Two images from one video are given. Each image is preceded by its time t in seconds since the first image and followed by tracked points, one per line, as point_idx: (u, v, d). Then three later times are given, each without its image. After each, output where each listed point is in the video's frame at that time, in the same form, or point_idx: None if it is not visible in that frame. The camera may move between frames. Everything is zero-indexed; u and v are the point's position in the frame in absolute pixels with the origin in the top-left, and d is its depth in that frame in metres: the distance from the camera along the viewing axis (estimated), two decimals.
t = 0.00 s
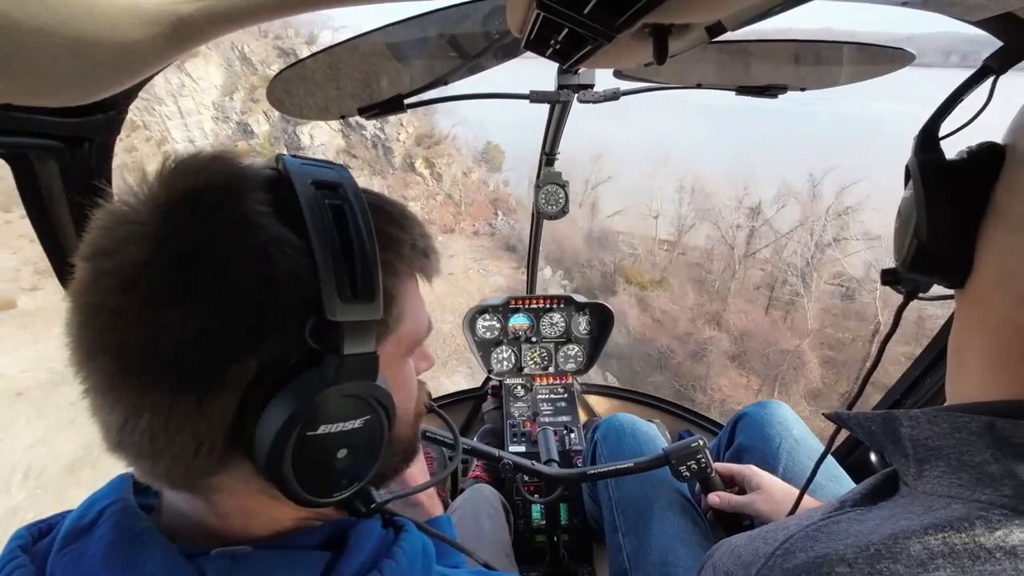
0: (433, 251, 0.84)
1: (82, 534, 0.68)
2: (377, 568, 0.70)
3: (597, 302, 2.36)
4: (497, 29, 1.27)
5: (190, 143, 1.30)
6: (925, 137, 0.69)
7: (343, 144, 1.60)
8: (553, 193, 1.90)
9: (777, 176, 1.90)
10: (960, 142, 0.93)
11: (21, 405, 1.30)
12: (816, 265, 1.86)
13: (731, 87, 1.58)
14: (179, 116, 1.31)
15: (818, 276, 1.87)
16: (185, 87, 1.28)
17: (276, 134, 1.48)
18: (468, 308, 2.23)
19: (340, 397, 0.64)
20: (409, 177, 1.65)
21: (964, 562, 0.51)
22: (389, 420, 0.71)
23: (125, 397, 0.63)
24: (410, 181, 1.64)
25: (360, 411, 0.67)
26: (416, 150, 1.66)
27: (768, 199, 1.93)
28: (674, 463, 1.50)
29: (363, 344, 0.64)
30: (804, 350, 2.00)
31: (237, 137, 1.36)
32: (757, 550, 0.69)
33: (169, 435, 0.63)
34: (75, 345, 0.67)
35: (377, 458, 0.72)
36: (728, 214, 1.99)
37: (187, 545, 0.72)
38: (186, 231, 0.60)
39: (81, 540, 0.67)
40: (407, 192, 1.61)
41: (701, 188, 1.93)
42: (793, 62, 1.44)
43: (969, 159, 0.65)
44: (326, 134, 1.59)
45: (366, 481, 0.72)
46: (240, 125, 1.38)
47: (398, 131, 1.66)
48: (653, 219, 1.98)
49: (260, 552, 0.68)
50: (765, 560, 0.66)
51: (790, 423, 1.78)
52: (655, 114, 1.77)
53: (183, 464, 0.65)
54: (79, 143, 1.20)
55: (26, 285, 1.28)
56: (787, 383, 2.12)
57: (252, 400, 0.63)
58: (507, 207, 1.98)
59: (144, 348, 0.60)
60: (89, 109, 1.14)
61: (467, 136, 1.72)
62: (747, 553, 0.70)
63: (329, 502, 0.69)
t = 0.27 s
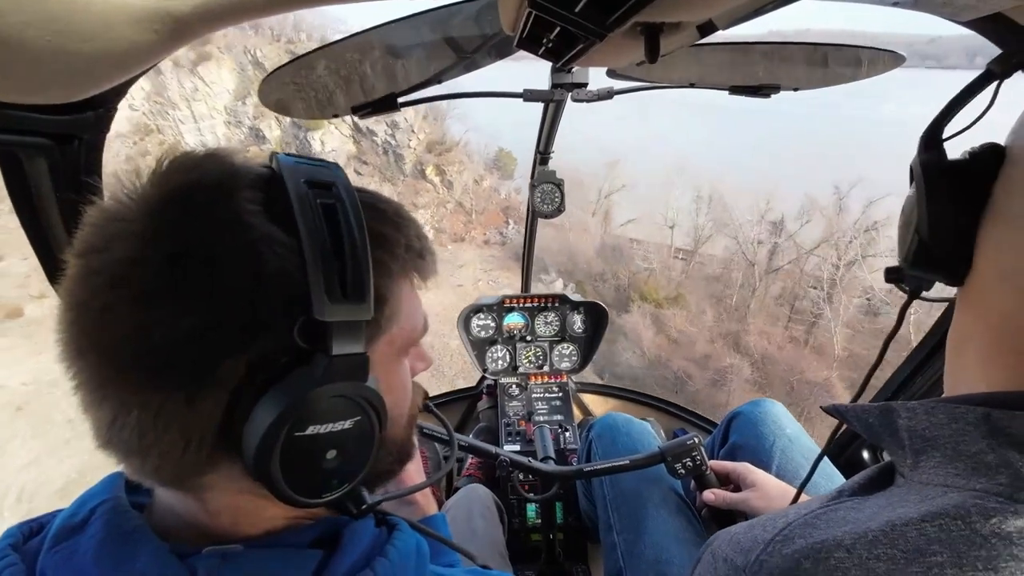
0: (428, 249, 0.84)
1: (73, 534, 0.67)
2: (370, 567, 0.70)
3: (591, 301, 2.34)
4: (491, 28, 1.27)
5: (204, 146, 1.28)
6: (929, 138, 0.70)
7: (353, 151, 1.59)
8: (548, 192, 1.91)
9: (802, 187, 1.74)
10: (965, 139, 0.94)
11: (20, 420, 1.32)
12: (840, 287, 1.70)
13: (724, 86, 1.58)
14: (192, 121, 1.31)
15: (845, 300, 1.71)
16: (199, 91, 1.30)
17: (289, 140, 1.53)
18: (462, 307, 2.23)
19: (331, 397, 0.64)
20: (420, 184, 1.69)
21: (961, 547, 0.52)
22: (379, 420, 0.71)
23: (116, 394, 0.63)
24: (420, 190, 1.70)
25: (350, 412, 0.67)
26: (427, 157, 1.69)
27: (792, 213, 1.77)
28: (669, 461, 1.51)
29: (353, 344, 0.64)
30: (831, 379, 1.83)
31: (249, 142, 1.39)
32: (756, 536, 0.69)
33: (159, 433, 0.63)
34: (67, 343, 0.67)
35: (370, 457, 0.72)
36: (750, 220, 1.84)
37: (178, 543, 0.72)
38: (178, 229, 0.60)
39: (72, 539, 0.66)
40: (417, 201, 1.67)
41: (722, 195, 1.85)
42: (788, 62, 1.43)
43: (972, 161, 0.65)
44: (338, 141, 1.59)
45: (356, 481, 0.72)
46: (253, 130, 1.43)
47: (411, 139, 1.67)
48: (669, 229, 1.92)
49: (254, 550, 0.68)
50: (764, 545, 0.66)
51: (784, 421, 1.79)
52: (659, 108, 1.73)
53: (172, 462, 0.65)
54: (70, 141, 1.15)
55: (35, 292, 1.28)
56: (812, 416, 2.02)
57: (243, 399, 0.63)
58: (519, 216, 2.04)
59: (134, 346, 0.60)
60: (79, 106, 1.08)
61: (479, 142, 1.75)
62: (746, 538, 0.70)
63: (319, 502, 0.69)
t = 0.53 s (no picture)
0: (425, 248, 0.84)
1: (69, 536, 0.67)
2: (369, 566, 0.71)
3: (586, 301, 2.36)
4: (488, 28, 1.28)
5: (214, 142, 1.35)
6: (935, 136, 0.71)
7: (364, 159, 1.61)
8: (543, 191, 1.92)
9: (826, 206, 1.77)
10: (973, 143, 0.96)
11: (18, 436, 1.30)
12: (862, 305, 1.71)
13: (720, 85, 1.59)
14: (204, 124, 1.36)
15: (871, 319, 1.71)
16: (211, 96, 1.36)
17: (299, 147, 1.58)
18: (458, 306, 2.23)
19: (328, 399, 0.64)
20: (431, 193, 1.76)
21: (954, 533, 0.54)
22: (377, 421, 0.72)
23: (112, 393, 0.63)
24: (431, 199, 1.76)
25: (348, 414, 0.68)
26: (438, 166, 1.74)
27: (817, 231, 1.78)
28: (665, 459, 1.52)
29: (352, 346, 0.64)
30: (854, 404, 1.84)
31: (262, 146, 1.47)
32: (751, 522, 0.70)
33: (157, 430, 0.64)
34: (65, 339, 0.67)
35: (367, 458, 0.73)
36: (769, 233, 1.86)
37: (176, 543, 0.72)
38: (174, 228, 0.61)
39: (69, 540, 0.66)
40: (427, 210, 1.73)
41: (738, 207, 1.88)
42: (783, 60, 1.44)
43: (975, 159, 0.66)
44: (349, 148, 1.63)
45: (357, 480, 0.73)
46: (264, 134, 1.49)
47: (423, 149, 1.70)
48: (683, 241, 1.96)
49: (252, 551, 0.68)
50: (760, 531, 0.67)
51: (778, 420, 1.80)
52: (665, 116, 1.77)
53: (171, 460, 0.65)
54: (63, 139, 1.15)
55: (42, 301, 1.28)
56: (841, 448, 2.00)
57: (240, 399, 0.63)
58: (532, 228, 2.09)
59: (130, 346, 0.60)
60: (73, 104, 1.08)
61: (490, 151, 1.81)
62: (742, 524, 0.71)
63: (316, 504, 0.69)
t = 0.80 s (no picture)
0: (418, 245, 0.83)
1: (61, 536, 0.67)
2: (365, 564, 0.70)
3: (583, 300, 2.38)
4: (484, 27, 1.28)
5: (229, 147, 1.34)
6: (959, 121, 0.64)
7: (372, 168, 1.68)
8: (539, 190, 1.92)
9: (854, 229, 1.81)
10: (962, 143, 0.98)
11: (10, 459, 1.28)
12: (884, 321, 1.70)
13: (716, 85, 1.60)
14: (218, 133, 1.39)
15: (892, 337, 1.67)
16: (223, 104, 1.41)
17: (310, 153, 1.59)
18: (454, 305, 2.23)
19: (345, 397, 0.65)
20: (438, 204, 1.90)
21: (960, 538, 0.54)
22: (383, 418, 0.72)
23: (111, 404, 0.61)
24: (440, 210, 1.91)
25: (364, 409, 0.68)
26: (448, 177, 1.88)
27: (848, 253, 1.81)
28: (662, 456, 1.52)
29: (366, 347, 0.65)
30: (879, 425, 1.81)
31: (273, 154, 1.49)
32: (754, 526, 0.70)
33: (163, 441, 0.61)
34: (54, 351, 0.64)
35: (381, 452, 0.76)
36: (793, 251, 1.92)
37: (170, 543, 0.71)
38: (172, 231, 0.59)
39: (61, 540, 0.65)
40: (435, 223, 1.91)
41: (758, 223, 1.98)
42: (781, 62, 1.44)
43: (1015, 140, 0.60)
44: (359, 157, 1.67)
45: (366, 474, 0.74)
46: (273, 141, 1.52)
47: (432, 160, 1.83)
48: (702, 256, 2.03)
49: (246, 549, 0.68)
50: (763, 535, 0.67)
51: (773, 418, 1.80)
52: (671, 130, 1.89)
53: (178, 470, 0.63)
54: (55, 137, 1.12)
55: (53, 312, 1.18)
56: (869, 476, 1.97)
57: (251, 404, 0.62)
58: (544, 243, 2.18)
59: (131, 354, 0.58)
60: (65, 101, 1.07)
61: (503, 163, 1.93)
62: (745, 529, 0.71)
63: (329, 499, 0.70)
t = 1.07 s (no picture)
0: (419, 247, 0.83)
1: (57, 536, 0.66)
2: (364, 565, 0.69)
3: (582, 300, 2.37)
4: (483, 26, 1.28)
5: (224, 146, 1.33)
6: (953, 132, 0.63)
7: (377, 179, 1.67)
8: (539, 190, 1.91)
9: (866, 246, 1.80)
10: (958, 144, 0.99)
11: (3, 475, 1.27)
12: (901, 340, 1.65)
13: (716, 85, 1.60)
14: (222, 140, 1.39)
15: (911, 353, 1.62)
16: (229, 113, 1.41)
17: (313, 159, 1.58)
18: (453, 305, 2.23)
19: (370, 395, 0.62)
20: (445, 216, 1.87)
21: (953, 541, 0.54)
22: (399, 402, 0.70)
23: (115, 442, 0.53)
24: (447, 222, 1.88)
25: (386, 401, 0.67)
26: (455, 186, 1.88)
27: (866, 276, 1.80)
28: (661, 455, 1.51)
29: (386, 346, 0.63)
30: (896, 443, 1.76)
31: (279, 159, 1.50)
32: (749, 533, 0.69)
33: (180, 473, 0.55)
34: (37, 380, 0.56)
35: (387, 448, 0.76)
36: (814, 272, 1.92)
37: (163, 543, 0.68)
38: (172, 242, 0.51)
39: (58, 540, 0.65)
40: (438, 232, 1.82)
41: (773, 240, 2.00)
42: (781, 61, 1.44)
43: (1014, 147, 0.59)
44: (365, 168, 1.65)
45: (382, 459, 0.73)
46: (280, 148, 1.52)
47: (437, 170, 1.82)
48: (715, 272, 2.04)
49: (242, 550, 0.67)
50: (758, 542, 0.67)
51: (772, 418, 1.80)
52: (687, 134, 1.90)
53: (201, 498, 0.57)
54: (54, 135, 1.12)
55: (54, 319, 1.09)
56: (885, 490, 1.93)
57: (282, 421, 0.57)
58: (551, 255, 2.25)
59: (139, 383, 0.51)
60: (64, 98, 1.07)
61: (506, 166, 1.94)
62: (740, 536, 0.70)
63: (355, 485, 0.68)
